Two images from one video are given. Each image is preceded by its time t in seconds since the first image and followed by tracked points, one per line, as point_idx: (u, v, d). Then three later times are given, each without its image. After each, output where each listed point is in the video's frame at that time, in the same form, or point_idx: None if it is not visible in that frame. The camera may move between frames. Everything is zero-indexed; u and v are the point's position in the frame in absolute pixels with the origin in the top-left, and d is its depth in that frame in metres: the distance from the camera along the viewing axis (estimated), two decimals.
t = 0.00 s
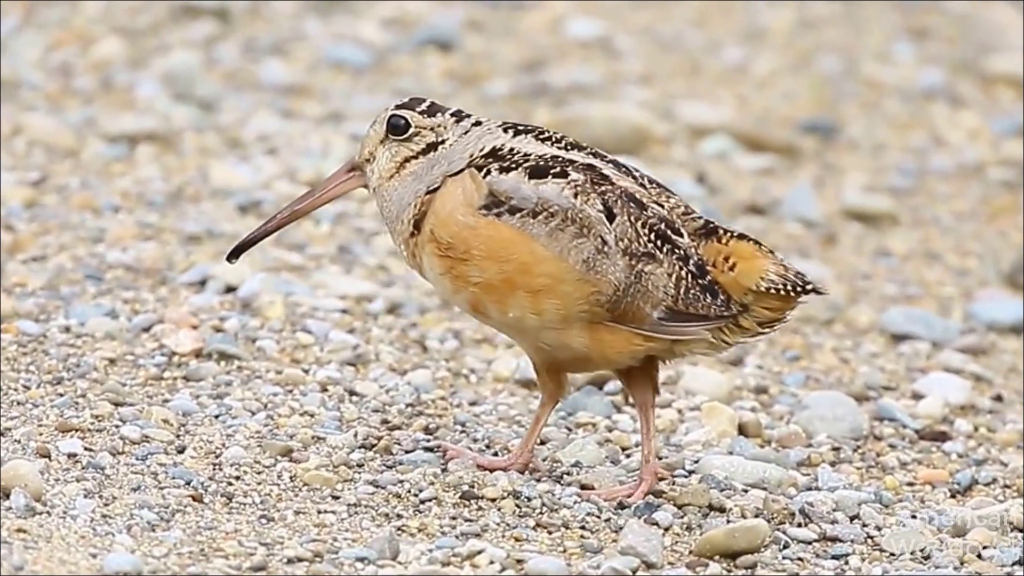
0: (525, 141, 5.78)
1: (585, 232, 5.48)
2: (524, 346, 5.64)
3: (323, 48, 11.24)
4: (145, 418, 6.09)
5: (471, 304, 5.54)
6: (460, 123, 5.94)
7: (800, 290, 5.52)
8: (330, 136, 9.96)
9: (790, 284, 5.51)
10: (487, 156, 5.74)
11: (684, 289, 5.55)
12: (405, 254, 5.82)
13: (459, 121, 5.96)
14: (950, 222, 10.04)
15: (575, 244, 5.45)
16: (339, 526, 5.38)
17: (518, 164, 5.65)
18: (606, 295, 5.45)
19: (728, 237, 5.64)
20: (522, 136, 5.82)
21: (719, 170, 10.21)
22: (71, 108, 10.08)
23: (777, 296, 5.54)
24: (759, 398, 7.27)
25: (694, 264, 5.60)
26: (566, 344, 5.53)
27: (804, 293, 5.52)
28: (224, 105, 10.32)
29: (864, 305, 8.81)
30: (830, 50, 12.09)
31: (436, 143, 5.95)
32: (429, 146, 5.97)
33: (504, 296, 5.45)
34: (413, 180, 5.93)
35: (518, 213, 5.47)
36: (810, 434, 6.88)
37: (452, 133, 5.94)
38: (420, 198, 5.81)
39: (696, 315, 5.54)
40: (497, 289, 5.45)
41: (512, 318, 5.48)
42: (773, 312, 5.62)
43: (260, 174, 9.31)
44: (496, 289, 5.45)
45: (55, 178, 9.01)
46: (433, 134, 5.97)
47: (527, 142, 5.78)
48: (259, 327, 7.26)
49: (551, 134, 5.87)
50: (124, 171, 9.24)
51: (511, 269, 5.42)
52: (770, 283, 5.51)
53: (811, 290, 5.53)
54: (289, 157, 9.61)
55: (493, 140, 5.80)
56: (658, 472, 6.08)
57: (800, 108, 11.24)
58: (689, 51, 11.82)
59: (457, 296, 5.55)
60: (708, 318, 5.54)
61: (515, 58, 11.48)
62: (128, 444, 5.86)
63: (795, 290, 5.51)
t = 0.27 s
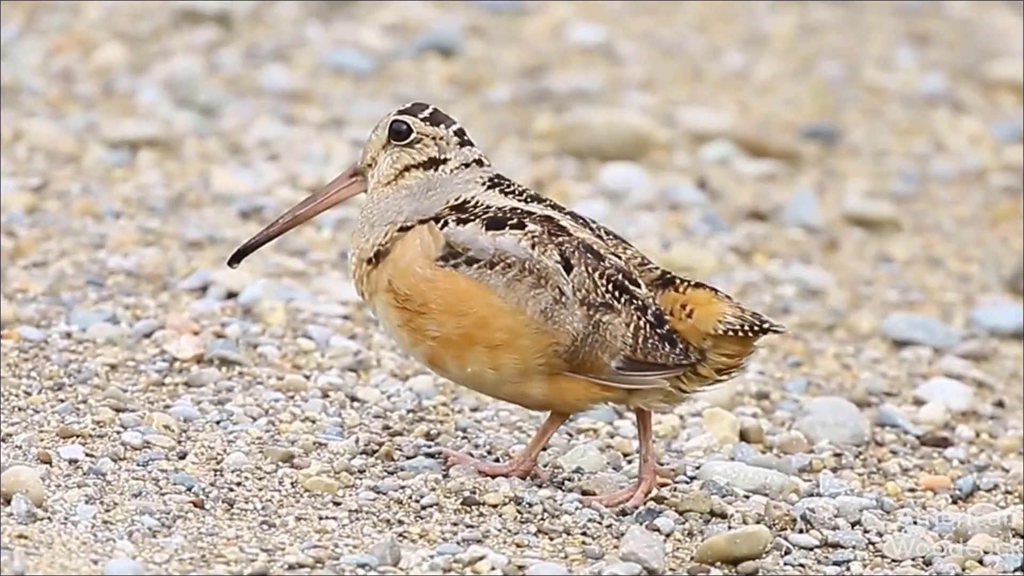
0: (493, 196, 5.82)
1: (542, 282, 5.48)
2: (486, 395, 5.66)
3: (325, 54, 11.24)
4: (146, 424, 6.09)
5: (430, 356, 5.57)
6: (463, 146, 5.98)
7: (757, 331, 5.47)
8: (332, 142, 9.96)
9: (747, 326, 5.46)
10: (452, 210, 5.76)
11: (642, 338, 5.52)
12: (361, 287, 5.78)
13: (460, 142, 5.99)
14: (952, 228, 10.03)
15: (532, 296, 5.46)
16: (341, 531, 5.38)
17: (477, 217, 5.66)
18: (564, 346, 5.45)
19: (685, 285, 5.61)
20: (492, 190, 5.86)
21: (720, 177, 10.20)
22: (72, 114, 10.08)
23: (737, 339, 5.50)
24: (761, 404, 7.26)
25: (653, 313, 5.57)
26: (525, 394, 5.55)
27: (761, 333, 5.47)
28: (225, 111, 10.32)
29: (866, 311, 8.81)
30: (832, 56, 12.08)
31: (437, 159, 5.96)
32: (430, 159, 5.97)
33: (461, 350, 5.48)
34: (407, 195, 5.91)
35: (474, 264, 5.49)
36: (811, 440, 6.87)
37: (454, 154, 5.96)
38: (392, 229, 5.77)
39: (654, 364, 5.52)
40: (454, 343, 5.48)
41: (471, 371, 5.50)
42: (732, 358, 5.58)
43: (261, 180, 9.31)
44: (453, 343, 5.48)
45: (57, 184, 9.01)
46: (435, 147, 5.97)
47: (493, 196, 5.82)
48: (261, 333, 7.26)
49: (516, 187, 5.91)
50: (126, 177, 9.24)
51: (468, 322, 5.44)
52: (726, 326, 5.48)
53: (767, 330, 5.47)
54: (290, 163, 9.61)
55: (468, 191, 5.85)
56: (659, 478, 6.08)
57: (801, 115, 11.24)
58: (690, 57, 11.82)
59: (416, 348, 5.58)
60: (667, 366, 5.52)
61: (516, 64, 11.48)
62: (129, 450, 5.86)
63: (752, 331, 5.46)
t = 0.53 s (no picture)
0: (545, 154, 5.77)
1: (604, 244, 5.48)
2: (542, 358, 5.64)
3: (326, 57, 11.24)
4: (147, 427, 6.09)
5: (489, 314, 5.57)
6: (467, 132, 5.95)
7: (816, 302, 5.49)
8: (333, 145, 9.96)
9: (805, 296, 5.48)
10: (503, 167, 5.72)
11: (701, 304, 5.52)
12: (428, 263, 5.85)
13: (464, 130, 5.96)
14: (954, 232, 10.03)
15: (592, 257, 5.46)
16: (342, 535, 5.38)
17: (539, 175, 5.64)
18: (623, 308, 5.45)
19: (745, 252, 5.62)
20: (541, 148, 5.81)
21: (722, 180, 10.20)
22: (74, 117, 10.08)
23: (793, 309, 5.51)
24: (762, 407, 7.26)
25: (712, 280, 5.57)
26: (582, 356, 5.53)
27: (819, 305, 5.49)
28: (226, 115, 10.32)
29: (867, 314, 8.80)
30: (833, 59, 12.09)
31: (442, 153, 5.96)
32: (435, 155, 5.97)
33: (520, 307, 5.47)
34: (422, 189, 5.94)
35: (537, 223, 5.48)
36: (813, 444, 6.87)
37: (459, 142, 5.94)
38: (440, 205, 5.81)
39: (712, 331, 5.51)
40: (513, 300, 5.47)
41: (528, 329, 5.49)
42: (789, 327, 5.59)
43: (263, 184, 9.31)
44: (513, 300, 5.47)
45: (58, 187, 9.01)
46: (439, 142, 5.97)
47: (546, 154, 5.77)
48: (261, 337, 7.26)
49: (572, 147, 5.85)
50: (127, 181, 9.25)
51: (528, 280, 5.44)
52: (785, 295, 5.48)
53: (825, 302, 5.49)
54: (291, 166, 9.61)
55: (509, 151, 5.79)
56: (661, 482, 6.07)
57: (803, 118, 11.24)
58: (692, 60, 11.82)
59: (477, 305, 5.58)
60: (724, 334, 5.52)
61: (518, 67, 11.49)
62: (130, 454, 5.86)
63: (811, 301, 5.48)
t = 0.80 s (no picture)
0: (493, 197, 5.80)
1: (546, 284, 5.48)
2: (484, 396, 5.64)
3: (327, 58, 11.25)
4: (148, 428, 6.08)
5: (429, 358, 5.55)
6: (457, 150, 5.98)
7: (760, 336, 5.50)
8: (334, 146, 9.97)
9: (750, 330, 5.49)
10: (451, 211, 5.73)
11: (646, 341, 5.53)
12: (360, 290, 5.77)
13: (455, 146, 5.99)
14: (955, 233, 10.03)
15: (536, 297, 5.45)
16: (343, 536, 5.38)
17: (479, 218, 5.64)
18: (567, 348, 5.45)
19: (688, 289, 5.64)
20: (490, 192, 5.84)
21: (722, 181, 10.19)
22: (75, 118, 10.08)
23: (738, 344, 5.53)
24: (763, 409, 7.25)
25: (656, 317, 5.59)
26: (526, 396, 5.54)
27: (764, 338, 5.51)
28: (228, 116, 10.33)
29: (869, 316, 8.80)
30: (834, 61, 12.08)
31: (431, 162, 5.96)
32: (424, 162, 5.96)
33: (463, 351, 5.46)
34: (402, 197, 5.91)
35: (478, 266, 5.48)
36: (814, 445, 6.87)
37: (448, 158, 5.96)
38: (392, 230, 5.75)
39: (657, 367, 5.52)
40: (455, 344, 5.46)
41: (471, 373, 5.49)
42: (734, 362, 5.60)
43: (264, 185, 9.31)
44: (455, 345, 5.46)
45: (59, 188, 9.01)
46: (429, 149, 5.98)
47: (492, 199, 5.79)
48: (263, 338, 7.26)
49: (516, 189, 5.88)
50: (128, 182, 9.25)
51: (470, 324, 5.43)
52: (729, 331, 5.50)
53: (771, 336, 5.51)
54: (293, 168, 9.61)
55: (467, 194, 5.83)
56: (663, 483, 6.07)
57: (804, 120, 11.24)
58: (692, 62, 11.82)
59: (416, 349, 5.56)
60: (669, 370, 5.53)
61: (518, 68, 11.49)
62: (132, 454, 5.86)
63: (754, 336, 5.49)
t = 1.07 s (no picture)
0: (519, 149, 5.77)
1: (582, 237, 5.49)
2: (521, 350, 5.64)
3: (329, 58, 11.25)
4: (150, 428, 6.08)
5: (466, 310, 5.55)
6: (453, 130, 5.96)
7: (796, 289, 5.59)
8: (336, 145, 9.97)
9: (785, 283, 5.57)
10: (479, 163, 5.69)
11: (682, 293, 5.58)
12: (400, 259, 5.82)
13: (451, 128, 5.97)
14: (957, 232, 10.02)
15: (572, 251, 5.47)
16: (345, 536, 5.38)
17: (512, 170, 5.62)
18: (604, 300, 5.48)
19: (723, 240, 5.69)
20: (514, 143, 5.80)
21: (724, 180, 10.19)
22: (76, 118, 10.08)
23: (773, 295, 5.61)
24: (765, 409, 7.25)
25: (692, 268, 5.64)
26: (562, 349, 5.54)
27: (800, 290, 5.59)
28: (229, 116, 10.33)
29: (870, 315, 8.80)
30: (836, 60, 12.08)
31: (428, 149, 5.95)
32: (422, 151, 5.96)
33: (500, 302, 5.45)
34: (405, 185, 5.91)
35: (514, 218, 5.46)
36: (816, 445, 6.86)
37: (444, 140, 5.95)
38: (415, 203, 5.78)
39: (694, 319, 5.58)
40: (493, 296, 5.45)
41: (509, 323, 5.48)
42: (769, 313, 5.69)
43: (265, 184, 9.31)
44: (493, 296, 5.45)
45: (61, 188, 9.01)
46: (426, 140, 5.97)
47: (519, 149, 5.77)
48: (264, 338, 7.26)
49: (543, 140, 5.87)
50: (130, 181, 9.25)
51: (507, 275, 5.43)
52: (766, 283, 5.58)
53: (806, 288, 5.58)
54: (294, 167, 9.61)
55: (485, 147, 5.79)
56: (664, 483, 6.07)
57: (805, 119, 11.24)
58: (694, 61, 11.82)
59: (454, 301, 5.55)
60: (707, 322, 5.59)
61: (520, 67, 11.49)
62: (133, 454, 5.86)
63: (791, 288, 5.58)
